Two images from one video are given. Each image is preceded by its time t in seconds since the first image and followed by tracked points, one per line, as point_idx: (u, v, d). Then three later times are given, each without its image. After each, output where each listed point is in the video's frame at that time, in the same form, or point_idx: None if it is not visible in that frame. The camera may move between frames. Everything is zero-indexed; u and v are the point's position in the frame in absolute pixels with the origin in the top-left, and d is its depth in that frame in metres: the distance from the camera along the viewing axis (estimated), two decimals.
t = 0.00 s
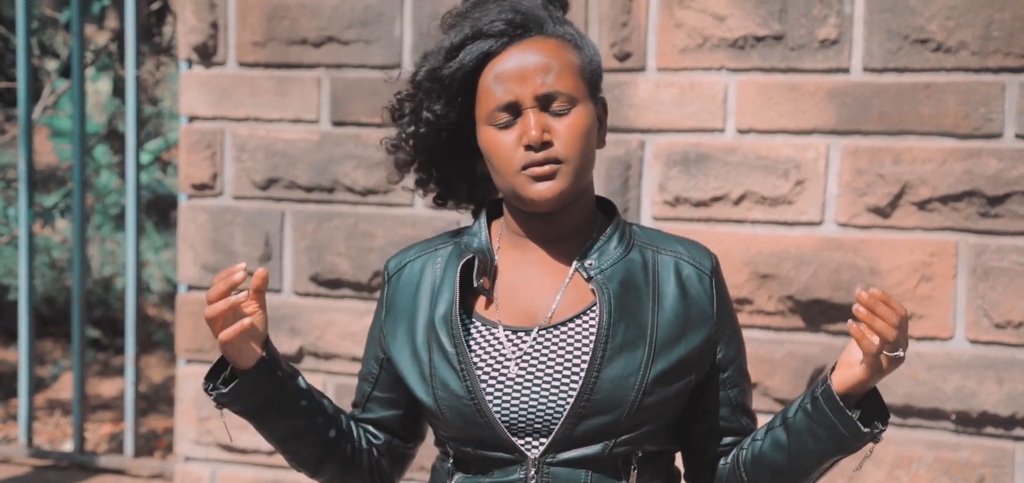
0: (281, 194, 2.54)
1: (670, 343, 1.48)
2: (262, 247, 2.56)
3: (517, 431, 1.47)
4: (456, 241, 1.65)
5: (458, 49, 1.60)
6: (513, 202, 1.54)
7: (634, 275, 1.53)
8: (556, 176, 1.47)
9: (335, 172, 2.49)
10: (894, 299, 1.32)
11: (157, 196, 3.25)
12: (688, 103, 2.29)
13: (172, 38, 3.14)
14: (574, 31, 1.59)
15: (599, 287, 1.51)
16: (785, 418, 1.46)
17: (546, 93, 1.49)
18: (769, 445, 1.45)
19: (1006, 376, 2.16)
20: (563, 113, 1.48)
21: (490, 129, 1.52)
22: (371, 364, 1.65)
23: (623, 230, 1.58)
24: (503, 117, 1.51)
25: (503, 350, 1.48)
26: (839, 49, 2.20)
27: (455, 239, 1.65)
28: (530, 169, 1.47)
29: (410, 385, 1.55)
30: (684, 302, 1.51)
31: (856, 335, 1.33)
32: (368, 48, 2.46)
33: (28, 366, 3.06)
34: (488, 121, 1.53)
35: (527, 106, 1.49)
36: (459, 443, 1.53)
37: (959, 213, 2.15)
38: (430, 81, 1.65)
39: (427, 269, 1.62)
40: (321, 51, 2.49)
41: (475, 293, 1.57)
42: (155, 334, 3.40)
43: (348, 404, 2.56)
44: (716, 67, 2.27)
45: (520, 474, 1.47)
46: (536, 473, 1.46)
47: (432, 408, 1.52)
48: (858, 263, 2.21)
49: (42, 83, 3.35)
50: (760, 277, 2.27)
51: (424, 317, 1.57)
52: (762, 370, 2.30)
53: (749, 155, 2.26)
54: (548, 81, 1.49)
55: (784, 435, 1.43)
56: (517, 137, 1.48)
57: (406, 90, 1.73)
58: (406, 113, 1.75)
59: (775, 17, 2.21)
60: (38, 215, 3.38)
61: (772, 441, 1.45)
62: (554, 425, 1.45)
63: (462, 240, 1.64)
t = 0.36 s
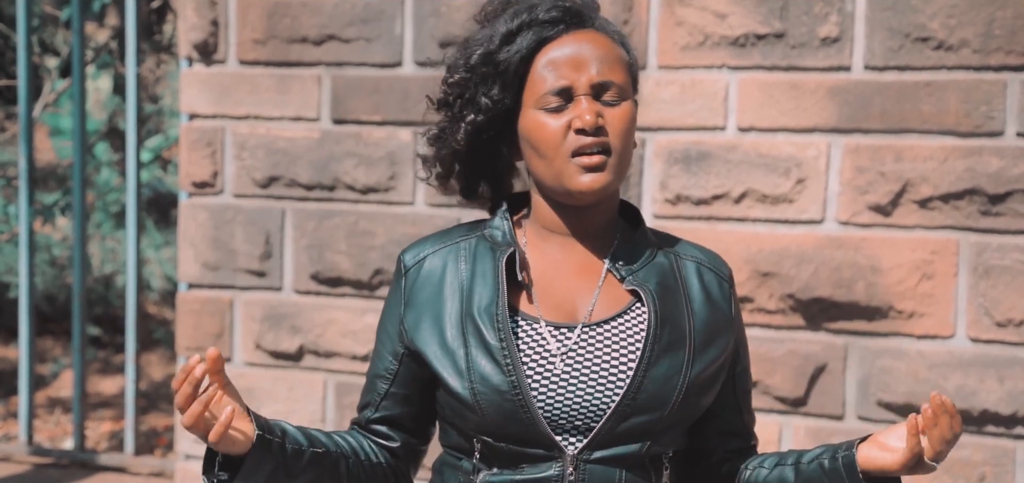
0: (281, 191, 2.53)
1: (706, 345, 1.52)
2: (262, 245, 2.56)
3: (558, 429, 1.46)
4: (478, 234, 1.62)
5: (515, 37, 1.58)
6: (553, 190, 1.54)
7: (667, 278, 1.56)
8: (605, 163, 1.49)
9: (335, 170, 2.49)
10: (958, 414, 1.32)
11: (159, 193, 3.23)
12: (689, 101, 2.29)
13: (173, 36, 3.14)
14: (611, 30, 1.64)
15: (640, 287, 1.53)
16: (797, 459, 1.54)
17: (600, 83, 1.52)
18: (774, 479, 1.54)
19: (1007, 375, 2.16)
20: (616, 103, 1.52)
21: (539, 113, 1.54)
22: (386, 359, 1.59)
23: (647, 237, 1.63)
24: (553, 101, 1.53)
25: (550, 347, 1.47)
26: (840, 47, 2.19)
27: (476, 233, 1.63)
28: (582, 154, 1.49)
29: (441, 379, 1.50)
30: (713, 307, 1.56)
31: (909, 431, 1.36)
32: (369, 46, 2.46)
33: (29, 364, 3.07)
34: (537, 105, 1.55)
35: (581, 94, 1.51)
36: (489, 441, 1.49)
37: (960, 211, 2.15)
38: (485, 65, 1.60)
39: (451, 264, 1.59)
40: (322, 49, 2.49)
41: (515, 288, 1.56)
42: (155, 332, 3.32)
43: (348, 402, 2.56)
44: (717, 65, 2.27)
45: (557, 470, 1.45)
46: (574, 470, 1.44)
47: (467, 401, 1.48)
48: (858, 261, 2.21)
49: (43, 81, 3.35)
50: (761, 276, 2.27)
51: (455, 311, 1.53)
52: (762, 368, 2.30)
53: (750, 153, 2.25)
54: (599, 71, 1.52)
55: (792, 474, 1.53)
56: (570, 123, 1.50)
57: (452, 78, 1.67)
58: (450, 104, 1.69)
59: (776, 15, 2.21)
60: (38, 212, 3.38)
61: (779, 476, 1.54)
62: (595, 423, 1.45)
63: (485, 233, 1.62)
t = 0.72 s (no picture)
0: (282, 191, 2.53)
1: (698, 334, 1.52)
2: (262, 244, 2.56)
3: (555, 432, 1.47)
4: (470, 244, 1.63)
5: (522, 27, 1.59)
6: (542, 177, 1.54)
7: (654, 270, 1.57)
8: (598, 154, 1.49)
9: (335, 170, 2.49)
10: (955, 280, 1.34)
11: (159, 192, 3.23)
12: (689, 100, 2.29)
13: (173, 35, 3.14)
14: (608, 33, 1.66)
15: (626, 283, 1.53)
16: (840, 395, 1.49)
17: (597, 76, 1.53)
18: (825, 423, 1.48)
19: (1008, 375, 2.16)
20: (612, 99, 1.53)
21: (536, 100, 1.54)
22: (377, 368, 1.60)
23: (633, 229, 1.63)
24: (552, 89, 1.53)
25: (541, 350, 1.47)
26: (840, 46, 2.19)
27: (468, 243, 1.64)
28: (575, 143, 1.49)
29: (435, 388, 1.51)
30: (703, 294, 1.56)
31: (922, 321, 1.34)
32: (369, 45, 2.46)
33: (29, 363, 3.07)
34: (535, 91, 1.55)
35: (579, 84, 1.52)
36: (489, 446, 1.50)
37: (961, 210, 2.15)
38: (490, 50, 1.61)
39: (443, 275, 1.59)
40: (322, 48, 2.49)
41: (505, 295, 1.56)
42: (155, 331, 3.34)
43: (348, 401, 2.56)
44: (718, 64, 2.27)
45: (557, 472, 1.46)
46: (574, 472, 1.45)
47: (462, 409, 1.48)
48: (859, 261, 2.21)
49: (42, 80, 3.35)
50: (762, 275, 2.27)
51: (447, 321, 1.54)
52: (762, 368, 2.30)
53: (750, 152, 2.25)
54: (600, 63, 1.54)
55: (840, 412, 1.47)
56: (567, 113, 1.50)
57: (455, 64, 1.67)
58: (451, 86, 1.70)
59: (776, 15, 2.21)
60: (38, 212, 3.37)
61: (829, 418, 1.48)
62: (592, 421, 1.46)
63: (477, 242, 1.63)
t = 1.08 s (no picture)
0: (281, 190, 2.53)
1: (686, 336, 1.51)
2: (262, 244, 2.56)
3: (542, 433, 1.47)
4: (454, 246, 1.63)
5: (517, 19, 1.63)
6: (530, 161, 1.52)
7: (643, 271, 1.56)
8: (586, 136, 1.48)
9: (334, 169, 2.49)
10: (923, 413, 1.32)
11: (158, 192, 3.23)
12: (688, 99, 2.29)
13: (172, 35, 3.13)
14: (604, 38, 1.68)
15: (614, 285, 1.52)
16: (780, 454, 1.55)
17: (591, 67, 1.53)
18: (758, 473, 1.56)
19: (1007, 373, 2.16)
20: (603, 88, 1.53)
21: (528, 86, 1.54)
22: (377, 378, 1.62)
23: (623, 230, 1.62)
24: (544, 76, 1.54)
25: (526, 354, 1.47)
26: (839, 45, 2.19)
27: (453, 244, 1.63)
28: (564, 123, 1.49)
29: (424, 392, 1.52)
30: (692, 296, 1.55)
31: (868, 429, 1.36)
32: (368, 44, 2.46)
33: (28, 363, 3.07)
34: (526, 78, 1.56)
35: (572, 73, 1.53)
36: (477, 447, 1.50)
37: (960, 209, 2.15)
38: (482, 36, 1.66)
39: (428, 279, 1.59)
40: (321, 48, 2.49)
41: (486, 297, 1.56)
42: (154, 331, 3.31)
43: (348, 401, 2.56)
44: (716, 64, 2.27)
45: (543, 472, 1.46)
46: (560, 470, 1.45)
47: (448, 412, 1.49)
48: (858, 260, 2.21)
49: (42, 80, 3.35)
50: (761, 274, 2.26)
51: (432, 325, 1.54)
52: (762, 367, 2.30)
53: (749, 151, 2.25)
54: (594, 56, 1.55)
55: (773, 469, 1.54)
56: (557, 97, 1.50)
57: (450, 54, 1.71)
58: (445, 76, 1.73)
59: (775, 13, 2.21)
60: (37, 212, 3.37)
61: (763, 470, 1.55)
62: (578, 423, 1.46)
63: (460, 244, 1.62)
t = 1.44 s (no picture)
0: (281, 191, 2.53)
1: (658, 342, 1.54)
2: (262, 245, 2.56)
3: (514, 431, 1.46)
4: (430, 231, 1.59)
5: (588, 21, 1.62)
6: (541, 148, 1.51)
7: (616, 275, 1.58)
8: (601, 148, 1.48)
9: (334, 170, 2.49)
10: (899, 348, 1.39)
11: (158, 193, 3.23)
12: (689, 100, 2.29)
13: (172, 36, 3.13)
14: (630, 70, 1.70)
15: (592, 287, 1.53)
16: (758, 432, 1.58)
17: (627, 92, 1.54)
18: (740, 457, 1.57)
19: (1007, 373, 2.16)
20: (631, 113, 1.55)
21: (561, 84, 1.54)
22: (335, 355, 1.55)
23: (598, 237, 1.64)
24: (581, 79, 1.53)
25: (508, 350, 1.45)
26: (838, 46, 2.19)
27: (428, 230, 1.60)
28: (589, 127, 1.48)
29: (396, 379, 1.47)
30: (662, 304, 1.59)
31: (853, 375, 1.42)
32: (368, 45, 2.46)
33: (28, 364, 3.08)
34: (564, 75, 1.55)
35: (609, 87, 1.53)
36: (446, 442, 1.47)
37: (960, 210, 2.15)
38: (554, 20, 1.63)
39: (405, 263, 1.55)
40: (321, 49, 2.49)
41: (472, 289, 1.52)
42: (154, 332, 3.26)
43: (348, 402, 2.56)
44: (717, 64, 2.27)
45: (512, 470, 1.45)
46: (530, 470, 1.44)
47: (424, 402, 1.45)
48: (859, 260, 2.21)
49: (42, 80, 3.35)
50: (761, 275, 2.26)
51: (410, 311, 1.50)
52: (762, 368, 2.29)
53: (749, 151, 2.25)
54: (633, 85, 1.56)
55: (755, 449, 1.56)
56: (590, 103, 1.50)
57: (509, 23, 1.66)
58: (499, 36, 1.67)
59: (775, 14, 2.21)
60: (38, 213, 3.38)
61: (744, 453, 1.57)
62: (551, 424, 1.46)
63: (438, 230, 1.59)
